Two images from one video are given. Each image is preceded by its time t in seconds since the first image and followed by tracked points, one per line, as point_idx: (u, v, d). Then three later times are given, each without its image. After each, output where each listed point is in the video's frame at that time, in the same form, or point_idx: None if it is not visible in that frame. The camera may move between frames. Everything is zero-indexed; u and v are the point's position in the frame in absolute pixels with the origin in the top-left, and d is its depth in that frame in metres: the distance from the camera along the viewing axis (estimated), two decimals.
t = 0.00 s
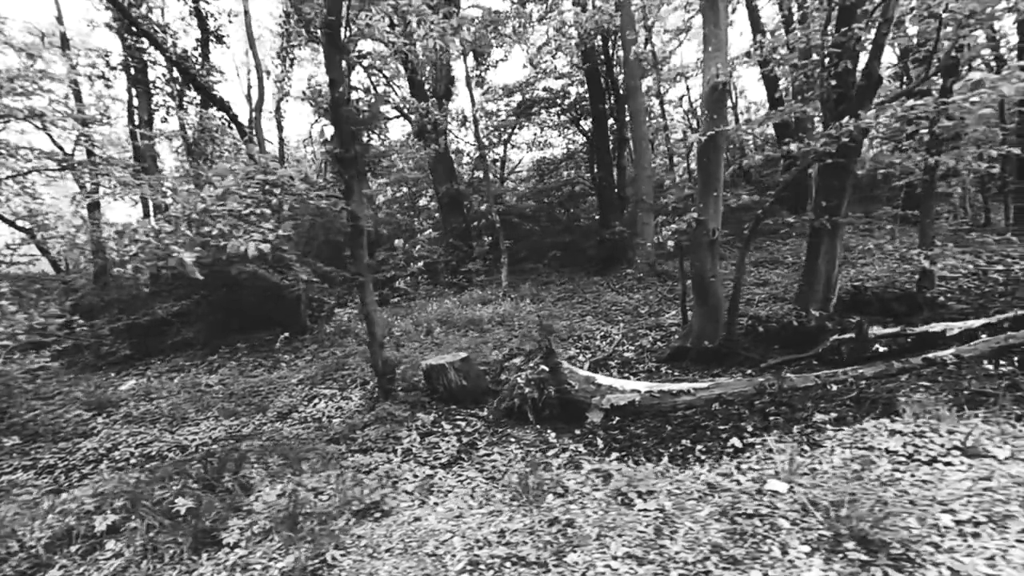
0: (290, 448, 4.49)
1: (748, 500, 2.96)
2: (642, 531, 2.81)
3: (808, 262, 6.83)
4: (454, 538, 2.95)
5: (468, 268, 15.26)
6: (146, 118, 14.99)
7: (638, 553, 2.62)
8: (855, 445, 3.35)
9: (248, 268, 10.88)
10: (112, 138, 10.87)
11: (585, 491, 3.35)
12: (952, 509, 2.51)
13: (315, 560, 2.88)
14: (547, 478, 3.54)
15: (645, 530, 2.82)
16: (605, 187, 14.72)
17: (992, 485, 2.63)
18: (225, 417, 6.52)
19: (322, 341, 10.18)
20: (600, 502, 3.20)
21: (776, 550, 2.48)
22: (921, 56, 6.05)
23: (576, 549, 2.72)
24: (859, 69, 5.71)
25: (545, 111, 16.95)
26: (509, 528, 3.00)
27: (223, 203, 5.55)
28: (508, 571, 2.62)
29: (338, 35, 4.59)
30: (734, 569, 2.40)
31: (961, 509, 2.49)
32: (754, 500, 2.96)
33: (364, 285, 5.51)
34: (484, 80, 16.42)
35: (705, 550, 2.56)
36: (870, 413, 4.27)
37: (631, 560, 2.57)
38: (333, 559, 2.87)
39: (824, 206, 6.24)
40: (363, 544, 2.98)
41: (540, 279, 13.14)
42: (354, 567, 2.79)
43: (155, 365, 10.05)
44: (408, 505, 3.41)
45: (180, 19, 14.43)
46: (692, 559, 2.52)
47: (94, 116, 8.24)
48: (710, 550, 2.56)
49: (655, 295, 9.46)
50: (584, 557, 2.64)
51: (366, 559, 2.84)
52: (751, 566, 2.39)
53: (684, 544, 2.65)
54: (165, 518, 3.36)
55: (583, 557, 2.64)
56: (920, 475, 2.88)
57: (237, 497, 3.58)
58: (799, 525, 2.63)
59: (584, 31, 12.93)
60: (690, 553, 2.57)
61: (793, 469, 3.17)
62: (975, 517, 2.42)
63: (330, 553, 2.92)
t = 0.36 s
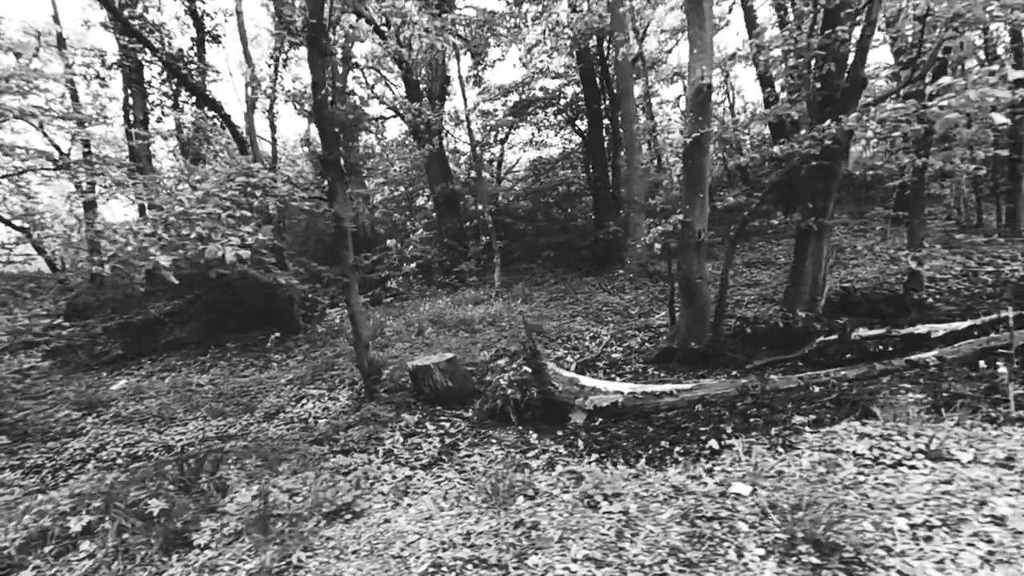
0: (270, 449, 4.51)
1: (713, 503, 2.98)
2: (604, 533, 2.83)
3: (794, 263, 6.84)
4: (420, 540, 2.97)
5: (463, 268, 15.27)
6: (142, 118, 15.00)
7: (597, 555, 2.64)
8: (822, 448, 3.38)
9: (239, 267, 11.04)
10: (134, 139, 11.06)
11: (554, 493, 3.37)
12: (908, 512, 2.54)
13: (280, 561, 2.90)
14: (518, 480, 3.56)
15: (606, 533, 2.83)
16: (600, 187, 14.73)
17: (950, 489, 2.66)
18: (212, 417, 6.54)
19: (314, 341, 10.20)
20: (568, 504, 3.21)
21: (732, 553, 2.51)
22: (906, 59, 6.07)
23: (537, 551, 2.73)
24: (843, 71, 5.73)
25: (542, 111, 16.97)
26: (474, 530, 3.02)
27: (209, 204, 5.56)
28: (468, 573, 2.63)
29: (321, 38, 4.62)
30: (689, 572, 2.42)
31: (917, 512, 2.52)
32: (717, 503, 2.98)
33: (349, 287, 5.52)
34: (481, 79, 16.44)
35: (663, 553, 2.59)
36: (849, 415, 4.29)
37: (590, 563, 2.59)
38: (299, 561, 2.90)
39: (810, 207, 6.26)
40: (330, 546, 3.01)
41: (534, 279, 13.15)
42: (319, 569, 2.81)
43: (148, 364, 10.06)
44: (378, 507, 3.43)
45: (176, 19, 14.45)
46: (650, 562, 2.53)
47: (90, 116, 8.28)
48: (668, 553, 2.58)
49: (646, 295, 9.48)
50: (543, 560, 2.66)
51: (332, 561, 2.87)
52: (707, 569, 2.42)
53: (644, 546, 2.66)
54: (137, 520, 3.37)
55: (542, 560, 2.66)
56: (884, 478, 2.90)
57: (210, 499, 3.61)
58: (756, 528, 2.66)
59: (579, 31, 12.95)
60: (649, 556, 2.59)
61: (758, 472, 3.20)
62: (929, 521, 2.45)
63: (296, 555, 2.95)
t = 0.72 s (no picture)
0: (252, 450, 4.53)
1: (678, 505, 3.01)
2: (569, 536, 2.85)
3: (783, 264, 6.85)
4: (390, 543, 2.99)
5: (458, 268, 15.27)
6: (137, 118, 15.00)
7: (561, 558, 2.66)
8: (794, 450, 3.40)
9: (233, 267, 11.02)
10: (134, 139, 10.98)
11: (526, 496, 3.39)
12: (867, 515, 2.57)
13: (250, 564, 2.93)
14: (491, 482, 3.58)
15: (571, 535, 2.85)
16: (595, 187, 14.75)
17: (912, 491, 2.69)
18: (202, 417, 6.56)
19: (307, 341, 10.20)
20: (539, 506, 3.23)
21: (691, 556, 2.53)
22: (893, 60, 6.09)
23: (503, 554, 2.76)
24: (827, 74, 5.75)
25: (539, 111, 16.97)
26: (444, 532, 3.04)
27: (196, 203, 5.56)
28: None
29: (304, 40, 4.63)
30: None
31: (876, 515, 2.55)
32: (682, 506, 3.00)
33: (335, 288, 5.53)
34: (478, 79, 16.44)
35: (625, 556, 2.61)
36: (829, 416, 4.32)
37: (553, 565, 2.61)
38: (269, 564, 2.94)
39: (796, 209, 6.28)
40: (301, 549, 3.04)
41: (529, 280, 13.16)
42: (289, 571, 2.85)
43: (141, 364, 10.06)
44: (351, 509, 3.46)
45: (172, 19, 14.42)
46: (612, 564, 2.56)
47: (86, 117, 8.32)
48: (630, 556, 2.61)
49: (637, 296, 9.50)
50: (508, 562, 2.68)
51: (303, 563, 2.91)
52: (666, 572, 2.44)
53: (608, 549, 2.69)
54: (113, 521, 3.39)
55: (507, 562, 2.68)
56: (850, 481, 2.93)
57: (186, 501, 3.64)
58: (718, 531, 2.69)
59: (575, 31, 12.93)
60: (612, 558, 2.61)
61: (726, 475, 3.22)
62: (887, 524, 2.47)
63: (265, 558, 2.98)
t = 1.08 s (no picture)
0: (232, 452, 4.56)
1: (643, 509, 3.03)
2: (533, 538, 2.86)
3: (769, 265, 6.88)
4: (357, 545, 3.02)
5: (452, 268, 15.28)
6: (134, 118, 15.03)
7: (521, 560, 2.67)
8: (764, 453, 3.43)
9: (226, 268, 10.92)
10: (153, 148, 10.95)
11: (496, 498, 3.41)
12: (825, 518, 2.60)
13: (217, 567, 2.96)
14: (463, 484, 3.60)
15: (535, 537, 2.87)
16: (590, 187, 14.76)
17: (871, 494, 2.71)
18: (189, 419, 6.58)
19: (299, 342, 10.22)
20: (507, 509, 3.25)
21: (649, 558, 2.55)
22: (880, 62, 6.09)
23: (466, 556, 2.78)
24: (811, 76, 5.76)
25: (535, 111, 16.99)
26: (410, 534, 3.07)
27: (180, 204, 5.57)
28: None
29: (287, 43, 4.66)
30: None
31: (833, 518, 2.58)
32: (647, 509, 3.03)
33: (320, 290, 5.54)
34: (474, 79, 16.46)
35: (585, 558, 2.63)
36: (807, 418, 4.34)
37: (513, 568, 2.62)
38: (237, 566, 2.96)
39: (782, 210, 6.31)
40: (269, 552, 3.06)
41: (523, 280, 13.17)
42: (256, 573, 2.88)
43: (133, 364, 10.09)
44: (323, 512, 3.48)
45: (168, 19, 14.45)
46: (571, 566, 2.58)
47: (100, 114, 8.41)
48: (589, 558, 2.63)
49: (629, 296, 9.52)
50: (470, 564, 2.71)
51: (270, 566, 2.93)
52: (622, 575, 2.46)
53: (568, 551, 2.71)
54: (87, 523, 3.43)
55: (469, 564, 2.71)
56: (813, 483, 2.95)
57: (162, 503, 3.68)
58: (677, 534, 2.72)
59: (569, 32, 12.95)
60: (571, 561, 2.63)
61: (693, 478, 3.25)
62: (843, 527, 2.49)
63: (232, 560, 3.01)
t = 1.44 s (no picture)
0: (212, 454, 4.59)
1: (606, 511, 3.06)
2: (496, 541, 2.88)
3: (756, 266, 6.91)
4: (325, 547, 3.05)
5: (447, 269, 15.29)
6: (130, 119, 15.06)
7: (483, 564, 2.69)
8: (736, 455, 3.46)
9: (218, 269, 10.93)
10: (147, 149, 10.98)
11: (467, 501, 3.43)
12: (781, 521, 2.63)
13: (183, 570, 2.99)
14: (436, 487, 3.62)
15: (497, 541, 2.89)
16: (584, 187, 14.77)
17: (832, 497, 2.74)
18: (178, 420, 6.60)
19: (292, 343, 10.23)
20: (476, 512, 3.26)
21: (607, 561, 2.58)
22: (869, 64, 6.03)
23: (429, 559, 2.80)
24: (795, 78, 5.78)
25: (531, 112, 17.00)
26: (377, 537, 3.09)
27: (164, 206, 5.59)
28: None
29: (270, 47, 4.68)
30: None
31: (790, 521, 2.61)
32: (611, 512, 3.06)
33: (306, 292, 5.56)
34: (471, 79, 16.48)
35: (545, 561, 2.65)
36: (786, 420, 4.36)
37: (474, 571, 2.64)
38: (203, 569, 2.99)
39: (768, 212, 6.34)
40: (238, 555, 3.09)
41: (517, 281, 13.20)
42: None
43: (126, 365, 10.11)
44: (295, 514, 3.51)
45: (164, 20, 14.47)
46: (531, 569, 2.60)
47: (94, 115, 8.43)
48: (549, 561, 2.65)
49: (620, 297, 9.55)
50: (432, 567, 2.73)
51: (238, 568, 2.96)
52: None
53: (530, 554, 2.73)
54: (61, 526, 3.47)
55: (431, 567, 2.73)
56: (777, 487, 2.98)
57: (137, 506, 3.72)
58: (636, 537, 2.74)
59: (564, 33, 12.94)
60: (531, 564, 2.65)
61: (660, 482, 3.28)
62: (798, 530, 2.52)
63: (201, 563, 3.03)
